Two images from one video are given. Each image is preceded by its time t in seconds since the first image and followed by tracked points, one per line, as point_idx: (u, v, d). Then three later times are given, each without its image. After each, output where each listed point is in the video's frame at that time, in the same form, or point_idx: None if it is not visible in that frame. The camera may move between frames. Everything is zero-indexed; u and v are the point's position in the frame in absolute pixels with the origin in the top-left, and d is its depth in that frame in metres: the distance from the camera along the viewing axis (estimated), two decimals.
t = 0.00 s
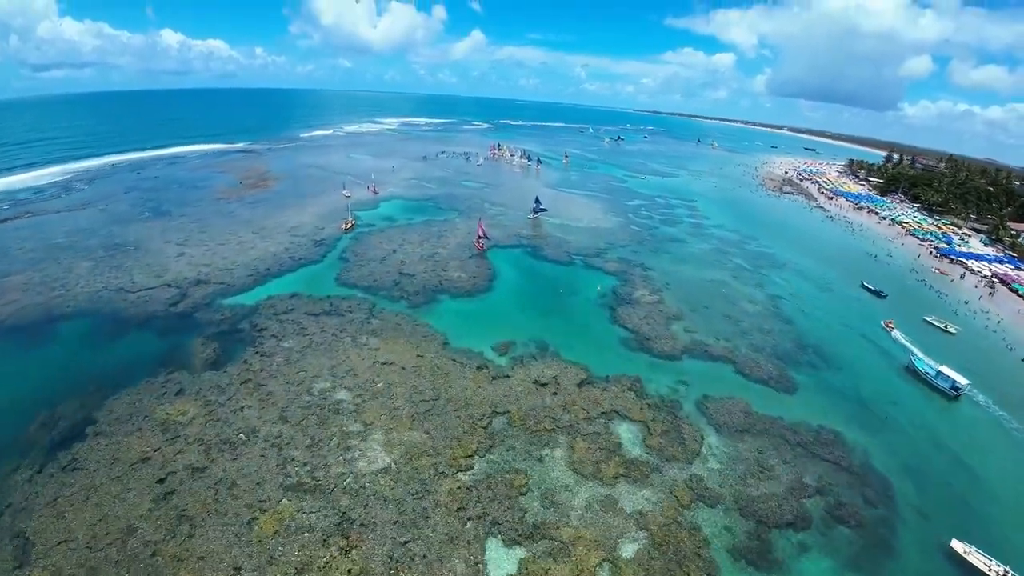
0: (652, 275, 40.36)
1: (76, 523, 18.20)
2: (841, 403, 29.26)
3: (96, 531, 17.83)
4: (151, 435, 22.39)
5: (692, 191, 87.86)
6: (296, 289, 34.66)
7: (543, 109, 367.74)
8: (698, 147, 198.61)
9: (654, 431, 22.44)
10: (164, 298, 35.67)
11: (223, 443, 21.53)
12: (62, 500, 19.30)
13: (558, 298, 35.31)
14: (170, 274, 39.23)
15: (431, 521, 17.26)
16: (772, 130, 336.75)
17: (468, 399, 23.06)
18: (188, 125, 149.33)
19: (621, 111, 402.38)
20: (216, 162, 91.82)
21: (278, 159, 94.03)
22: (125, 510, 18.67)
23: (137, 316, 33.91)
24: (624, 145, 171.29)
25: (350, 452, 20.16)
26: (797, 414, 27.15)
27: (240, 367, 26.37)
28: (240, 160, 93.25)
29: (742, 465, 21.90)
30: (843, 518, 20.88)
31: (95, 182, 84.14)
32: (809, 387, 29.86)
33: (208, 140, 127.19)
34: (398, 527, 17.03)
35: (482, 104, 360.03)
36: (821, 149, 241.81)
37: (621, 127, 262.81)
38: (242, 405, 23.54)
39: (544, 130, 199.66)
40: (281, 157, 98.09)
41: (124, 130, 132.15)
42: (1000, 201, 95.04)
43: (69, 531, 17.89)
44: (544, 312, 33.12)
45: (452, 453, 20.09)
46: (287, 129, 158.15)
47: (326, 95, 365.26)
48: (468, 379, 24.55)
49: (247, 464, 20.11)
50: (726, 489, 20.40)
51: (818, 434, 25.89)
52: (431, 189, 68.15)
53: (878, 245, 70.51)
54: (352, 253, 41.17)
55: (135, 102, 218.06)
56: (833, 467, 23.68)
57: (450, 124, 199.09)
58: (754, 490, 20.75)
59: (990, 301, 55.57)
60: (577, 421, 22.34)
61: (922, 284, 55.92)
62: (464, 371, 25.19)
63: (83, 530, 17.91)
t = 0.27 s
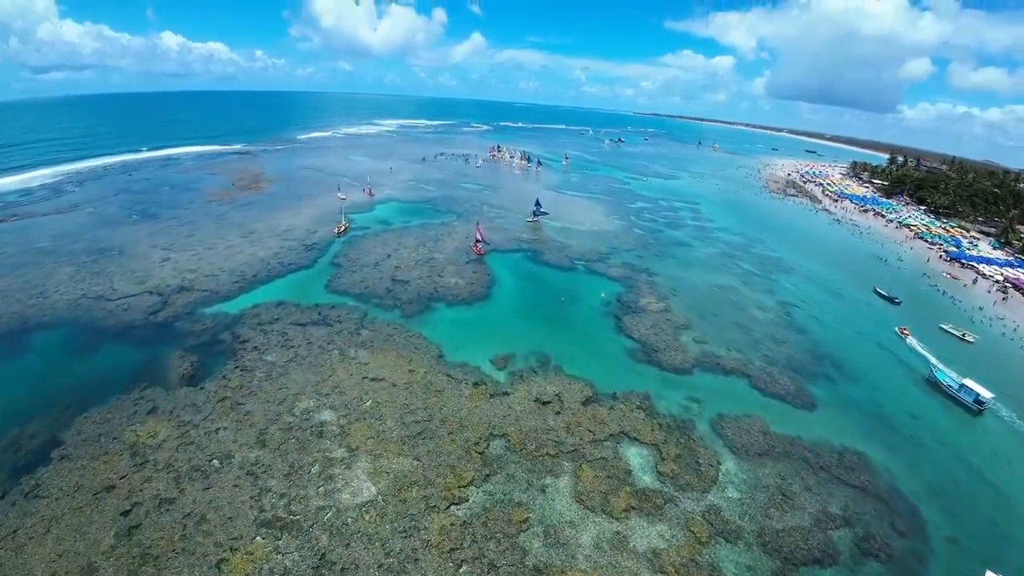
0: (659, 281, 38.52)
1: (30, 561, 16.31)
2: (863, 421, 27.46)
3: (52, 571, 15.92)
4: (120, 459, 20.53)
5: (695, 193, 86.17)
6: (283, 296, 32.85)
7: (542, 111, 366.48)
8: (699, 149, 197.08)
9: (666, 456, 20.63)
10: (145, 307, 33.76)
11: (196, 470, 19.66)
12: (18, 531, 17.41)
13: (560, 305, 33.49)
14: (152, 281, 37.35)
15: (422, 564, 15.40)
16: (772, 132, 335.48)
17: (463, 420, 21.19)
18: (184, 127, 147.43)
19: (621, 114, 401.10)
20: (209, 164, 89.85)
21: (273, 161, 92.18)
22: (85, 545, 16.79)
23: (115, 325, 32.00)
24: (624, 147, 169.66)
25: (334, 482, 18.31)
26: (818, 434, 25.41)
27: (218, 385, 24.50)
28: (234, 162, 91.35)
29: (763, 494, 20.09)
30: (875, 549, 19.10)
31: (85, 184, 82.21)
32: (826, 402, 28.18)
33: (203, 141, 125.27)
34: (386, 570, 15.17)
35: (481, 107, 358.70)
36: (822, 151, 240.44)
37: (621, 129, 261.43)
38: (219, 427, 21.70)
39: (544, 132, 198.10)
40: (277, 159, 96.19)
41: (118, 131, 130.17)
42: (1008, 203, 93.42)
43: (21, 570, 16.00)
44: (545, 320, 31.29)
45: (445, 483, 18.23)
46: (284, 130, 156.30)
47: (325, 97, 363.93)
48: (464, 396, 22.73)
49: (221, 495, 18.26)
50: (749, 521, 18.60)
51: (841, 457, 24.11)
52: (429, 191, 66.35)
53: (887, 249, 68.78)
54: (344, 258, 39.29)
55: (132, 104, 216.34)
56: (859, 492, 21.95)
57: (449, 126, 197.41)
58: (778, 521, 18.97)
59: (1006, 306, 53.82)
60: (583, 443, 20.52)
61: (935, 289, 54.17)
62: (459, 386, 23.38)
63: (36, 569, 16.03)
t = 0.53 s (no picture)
0: (665, 288, 36.67)
1: None
2: (890, 440, 25.56)
3: None
4: (81, 487, 18.63)
5: (698, 195, 84.41)
6: (269, 305, 30.96)
7: (542, 114, 365.08)
8: (700, 151, 195.41)
9: (681, 485, 18.80)
10: (124, 316, 31.85)
11: (164, 501, 17.78)
12: None
13: (562, 314, 31.61)
14: (133, 288, 35.44)
15: None
16: (772, 134, 334.23)
17: (458, 445, 19.32)
18: (179, 128, 145.51)
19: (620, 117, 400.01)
20: (202, 166, 87.90)
21: (268, 162, 90.27)
22: None
23: (90, 336, 30.09)
24: (625, 150, 167.97)
25: (314, 518, 16.40)
26: (841, 458, 23.54)
27: (193, 406, 22.71)
28: (228, 163, 89.43)
29: (788, 526, 18.23)
30: None
31: (75, 186, 80.20)
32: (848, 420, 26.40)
33: (198, 142, 123.28)
34: None
35: (481, 110, 356.87)
36: (824, 153, 238.97)
37: (621, 131, 259.93)
38: (192, 452, 19.85)
39: (544, 134, 196.49)
40: (272, 160, 94.28)
41: (112, 132, 128.17)
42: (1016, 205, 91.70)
43: None
44: (547, 331, 29.41)
45: (437, 519, 16.36)
46: (281, 132, 154.46)
47: (323, 100, 361.72)
48: (460, 417, 20.86)
49: (189, 532, 16.37)
50: (776, 559, 16.73)
51: (869, 482, 22.24)
52: (426, 194, 64.51)
53: (896, 253, 66.99)
54: (336, 263, 37.37)
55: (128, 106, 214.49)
56: (891, 521, 20.12)
57: (448, 128, 195.64)
58: (807, 558, 17.12)
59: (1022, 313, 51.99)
60: (589, 472, 18.65)
61: (948, 295, 52.36)
62: (455, 406, 21.52)
63: None
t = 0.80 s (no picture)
0: (673, 296, 34.81)
1: None
2: (918, 462, 23.65)
3: None
4: (34, 519, 16.72)
5: (701, 198, 82.70)
6: (253, 314, 29.11)
7: (542, 116, 363.91)
8: (701, 153, 193.80)
9: (699, 520, 16.95)
10: (100, 326, 29.99)
11: (124, 537, 15.90)
12: None
13: (564, 323, 29.76)
14: (113, 296, 33.58)
15: None
16: (773, 136, 332.74)
17: (451, 475, 17.45)
18: (175, 129, 143.83)
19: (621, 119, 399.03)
20: (196, 167, 86.05)
21: (263, 164, 88.44)
22: None
23: (62, 347, 28.22)
24: (626, 152, 166.30)
25: (288, 562, 14.52)
26: (868, 483, 21.67)
27: (163, 428, 20.85)
28: (222, 165, 87.60)
29: (818, 566, 16.36)
30: None
31: (65, 188, 78.32)
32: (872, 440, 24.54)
33: (194, 144, 121.47)
34: None
35: (481, 113, 355.48)
36: (825, 155, 237.52)
37: (622, 133, 258.43)
38: (159, 481, 18.00)
39: (544, 136, 194.88)
40: (267, 162, 92.50)
41: (106, 133, 126.29)
42: None
43: None
44: (548, 341, 27.56)
45: (426, 564, 14.49)
46: (278, 134, 152.69)
47: (322, 102, 360.48)
48: (454, 441, 18.98)
49: None
50: None
51: (899, 510, 20.35)
52: (423, 196, 62.65)
53: (906, 257, 65.20)
54: (326, 268, 35.52)
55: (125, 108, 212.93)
56: (928, 557, 18.24)
57: (447, 130, 193.99)
58: None
59: None
60: (596, 506, 16.76)
61: (963, 301, 50.55)
62: (448, 428, 19.67)
63: None
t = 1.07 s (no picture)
0: (681, 304, 32.93)
1: None
2: (953, 487, 21.68)
3: None
4: None
5: (705, 201, 80.97)
6: (234, 327, 27.25)
7: (541, 119, 362.95)
8: (702, 156, 192.29)
9: (721, 563, 15.07)
10: (72, 338, 28.08)
11: None
12: None
13: (566, 334, 27.92)
14: (88, 305, 31.64)
15: None
16: (773, 139, 331.65)
17: (443, 512, 15.56)
18: (170, 131, 142.02)
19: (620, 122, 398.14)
20: (188, 170, 84.15)
21: (257, 166, 86.62)
22: None
23: (29, 361, 26.27)
24: (627, 154, 164.67)
25: None
26: (901, 512, 19.80)
27: (128, 454, 18.96)
28: (215, 167, 85.69)
29: None
30: None
31: (53, 190, 76.32)
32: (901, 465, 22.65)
33: (189, 145, 119.62)
34: None
35: (481, 115, 354.49)
36: (827, 158, 236.02)
37: (622, 136, 256.92)
38: (118, 516, 16.15)
39: (544, 139, 193.35)
40: (262, 164, 90.62)
41: (100, 135, 124.35)
42: None
43: None
44: (550, 355, 25.73)
45: None
46: (275, 135, 150.90)
47: (321, 105, 359.30)
48: (446, 471, 17.12)
49: None
50: None
51: (936, 544, 18.43)
52: (419, 199, 60.81)
53: (917, 262, 63.41)
54: (315, 275, 33.66)
55: (122, 111, 211.15)
56: None
57: (446, 132, 192.33)
58: None
59: None
60: (606, 549, 14.87)
61: (980, 307, 48.71)
62: (440, 455, 17.83)
63: None
